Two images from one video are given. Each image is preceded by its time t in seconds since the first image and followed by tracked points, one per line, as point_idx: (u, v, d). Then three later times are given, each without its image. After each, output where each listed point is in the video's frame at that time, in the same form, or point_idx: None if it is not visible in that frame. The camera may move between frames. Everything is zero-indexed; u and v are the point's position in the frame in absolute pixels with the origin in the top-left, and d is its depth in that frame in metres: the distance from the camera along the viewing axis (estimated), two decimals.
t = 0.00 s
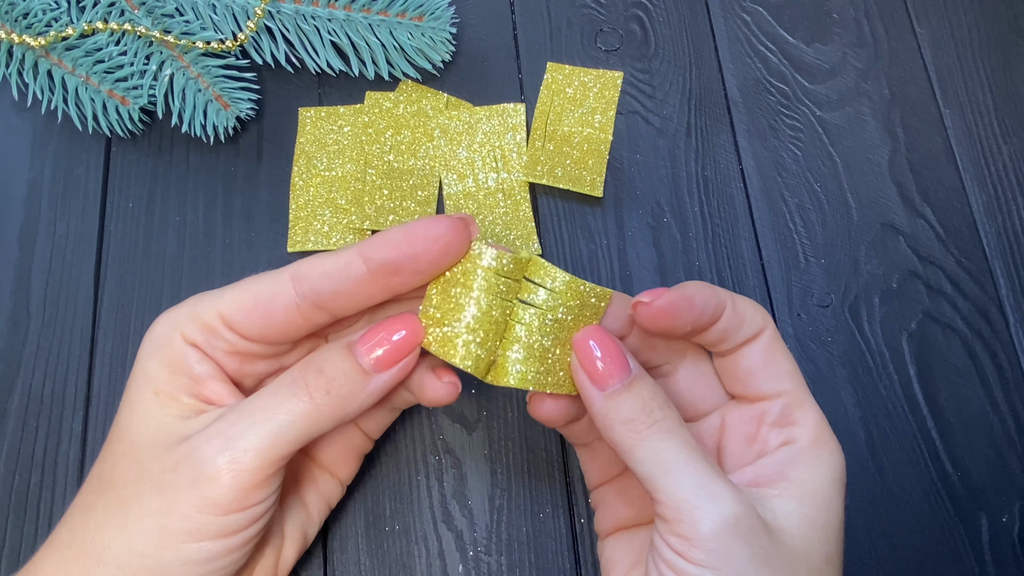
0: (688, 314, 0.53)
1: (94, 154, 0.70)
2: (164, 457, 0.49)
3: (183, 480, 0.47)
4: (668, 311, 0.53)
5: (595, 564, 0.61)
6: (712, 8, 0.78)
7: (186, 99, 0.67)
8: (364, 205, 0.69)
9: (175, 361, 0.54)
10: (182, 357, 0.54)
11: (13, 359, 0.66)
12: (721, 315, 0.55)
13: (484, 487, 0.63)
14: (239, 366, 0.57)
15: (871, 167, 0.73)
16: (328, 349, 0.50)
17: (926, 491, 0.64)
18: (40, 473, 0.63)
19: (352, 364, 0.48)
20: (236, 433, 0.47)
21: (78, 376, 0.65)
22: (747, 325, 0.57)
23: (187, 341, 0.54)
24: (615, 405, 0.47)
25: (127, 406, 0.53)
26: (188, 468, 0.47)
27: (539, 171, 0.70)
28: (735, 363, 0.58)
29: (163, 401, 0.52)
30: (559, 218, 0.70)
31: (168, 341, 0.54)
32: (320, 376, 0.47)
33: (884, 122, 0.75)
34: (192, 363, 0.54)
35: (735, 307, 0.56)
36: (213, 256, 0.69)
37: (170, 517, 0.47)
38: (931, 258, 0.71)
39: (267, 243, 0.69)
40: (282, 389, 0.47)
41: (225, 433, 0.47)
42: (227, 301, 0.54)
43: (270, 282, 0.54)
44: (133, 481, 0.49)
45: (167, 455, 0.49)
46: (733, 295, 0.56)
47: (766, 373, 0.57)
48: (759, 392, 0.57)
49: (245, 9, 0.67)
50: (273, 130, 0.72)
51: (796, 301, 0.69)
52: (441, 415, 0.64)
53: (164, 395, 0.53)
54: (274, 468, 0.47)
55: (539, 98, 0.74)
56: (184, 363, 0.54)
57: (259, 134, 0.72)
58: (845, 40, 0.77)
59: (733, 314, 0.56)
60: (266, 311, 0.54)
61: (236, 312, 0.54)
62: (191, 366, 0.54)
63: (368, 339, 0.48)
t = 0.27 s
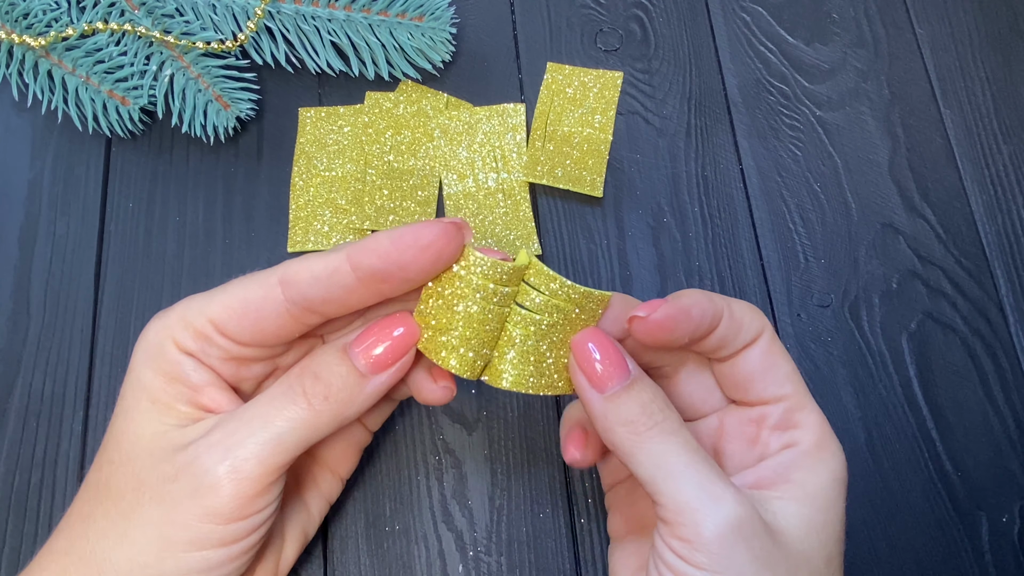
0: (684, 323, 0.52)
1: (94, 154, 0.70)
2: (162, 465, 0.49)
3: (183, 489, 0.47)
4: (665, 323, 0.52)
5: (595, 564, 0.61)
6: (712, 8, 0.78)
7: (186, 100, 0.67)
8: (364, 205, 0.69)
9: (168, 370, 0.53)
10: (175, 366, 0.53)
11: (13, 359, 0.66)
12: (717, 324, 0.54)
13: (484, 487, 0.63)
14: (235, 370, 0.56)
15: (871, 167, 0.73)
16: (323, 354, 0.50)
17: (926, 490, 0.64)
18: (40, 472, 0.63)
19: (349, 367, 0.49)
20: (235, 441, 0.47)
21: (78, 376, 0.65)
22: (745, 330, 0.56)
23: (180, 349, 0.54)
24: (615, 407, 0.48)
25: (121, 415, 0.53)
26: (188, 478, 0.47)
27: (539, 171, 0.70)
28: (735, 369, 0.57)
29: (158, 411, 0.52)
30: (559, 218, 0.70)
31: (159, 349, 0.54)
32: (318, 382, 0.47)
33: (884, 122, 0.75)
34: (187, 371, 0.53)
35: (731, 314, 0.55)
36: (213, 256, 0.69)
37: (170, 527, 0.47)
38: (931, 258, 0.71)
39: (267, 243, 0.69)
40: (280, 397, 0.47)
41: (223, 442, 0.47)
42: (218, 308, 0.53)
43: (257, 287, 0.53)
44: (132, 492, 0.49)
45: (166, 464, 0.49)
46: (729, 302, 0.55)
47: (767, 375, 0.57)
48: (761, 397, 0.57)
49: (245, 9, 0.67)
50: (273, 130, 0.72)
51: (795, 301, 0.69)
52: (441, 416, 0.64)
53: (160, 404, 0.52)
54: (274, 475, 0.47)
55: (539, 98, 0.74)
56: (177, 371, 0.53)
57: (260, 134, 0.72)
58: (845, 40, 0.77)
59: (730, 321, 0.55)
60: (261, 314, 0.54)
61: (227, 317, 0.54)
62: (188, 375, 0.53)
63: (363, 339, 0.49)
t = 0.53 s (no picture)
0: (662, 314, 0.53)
1: (94, 155, 0.70)
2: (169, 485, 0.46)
3: (205, 509, 0.47)
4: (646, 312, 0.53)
5: (595, 564, 0.61)
6: (712, 8, 0.78)
7: (186, 100, 0.67)
8: (364, 205, 0.69)
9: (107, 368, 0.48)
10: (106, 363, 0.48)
11: (13, 358, 0.66)
12: (703, 317, 0.57)
13: (484, 487, 0.63)
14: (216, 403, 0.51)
15: (871, 167, 0.73)
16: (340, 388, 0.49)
17: (926, 490, 0.64)
18: (40, 473, 0.63)
19: (375, 396, 0.49)
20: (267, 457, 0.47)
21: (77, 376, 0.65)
22: (732, 323, 0.58)
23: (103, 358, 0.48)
24: (646, 398, 0.45)
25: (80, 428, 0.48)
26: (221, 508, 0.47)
27: (539, 171, 0.70)
28: (724, 362, 0.59)
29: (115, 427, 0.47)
30: (559, 217, 0.70)
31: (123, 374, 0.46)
32: (345, 410, 0.48)
33: (884, 122, 0.75)
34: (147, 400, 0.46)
35: (717, 307, 0.57)
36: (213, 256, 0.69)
37: (192, 540, 0.46)
38: (931, 258, 0.71)
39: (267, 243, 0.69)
40: (317, 438, 0.48)
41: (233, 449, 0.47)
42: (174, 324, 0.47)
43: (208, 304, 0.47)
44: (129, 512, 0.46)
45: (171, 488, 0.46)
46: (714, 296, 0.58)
47: (758, 372, 0.57)
48: (750, 388, 0.57)
49: (245, 9, 0.67)
50: (273, 130, 0.72)
51: (796, 301, 0.69)
52: (441, 416, 0.64)
53: (139, 442, 0.46)
54: (315, 504, 0.48)
55: (539, 98, 0.74)
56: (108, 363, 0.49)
57: (259, 134, 0.72)
58: (845, 40, 0.77)
59: (716, 314, 0.57)
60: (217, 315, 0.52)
61: (197, 354, 0.47)
62: (186, 443, 0.47)
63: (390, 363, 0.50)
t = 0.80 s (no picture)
0: (661, 302, 0.56)
1: (94, 155, 0.70)
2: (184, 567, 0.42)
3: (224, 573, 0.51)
4: (640, 299, 0.56)
5: (595, 564, 0.61)
6: (712, 8, 0.78)
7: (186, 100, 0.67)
8: (364, 205, 0.69)
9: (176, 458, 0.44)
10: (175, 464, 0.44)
11: (13, 358, 0.66)
12: (705, 309, 0.58)
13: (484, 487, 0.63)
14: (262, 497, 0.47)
15: (871, 167, 0.73)
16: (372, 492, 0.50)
17: (926, 490, 0.64)
18: (40, 473, 0.63)
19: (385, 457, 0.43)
20: None
21: (77, 376, 0.65)
22: (736, 318, 0.58)
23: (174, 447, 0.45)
24: (584, 415, 0.47)
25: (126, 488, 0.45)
26: None
27: (539, 171, 0.70)
28: (730, 357, 0.59)
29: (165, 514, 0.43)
30: (559, 217, 0.70)
31: (295, 515, 0.42)
32: (357, 478, 0.42)
33: (884, 122, 0.75)
34: (231, 551, 0.42)
35: (721, 301, 0.58)
36: (213, 256, 0.69)
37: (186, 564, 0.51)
38: (931, 258, 0.71)
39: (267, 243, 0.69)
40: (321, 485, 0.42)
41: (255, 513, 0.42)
42: (266, 481, 0.42)
43: (317, 467, 0.42)
44: None
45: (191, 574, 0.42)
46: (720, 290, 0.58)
47: (762, 369, 0.57)
48: (754, 384, 0.57)
49: (245, 9, 0.67)
50: (273, 129, 0.72)
51: (796, 301, 0.69)
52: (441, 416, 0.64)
53: None
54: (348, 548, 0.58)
55: (539, 98, 0.74)
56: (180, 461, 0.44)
57: (259, 134, 0.72)
58: (845, 39, 0.77)
59: (719, 308, 0.58)
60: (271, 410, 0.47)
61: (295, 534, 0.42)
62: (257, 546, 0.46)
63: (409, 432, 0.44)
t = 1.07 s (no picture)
0: (664, 274, 0.57)
1: (94, 155, 0.70)
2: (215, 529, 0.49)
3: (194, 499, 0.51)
4: (641, 271, 0.57)
5: (595, 563, 0.61)
6: (712, 8, 0.78)
7: (186, 99, 0.67)
8: (364, 205, 0.69)
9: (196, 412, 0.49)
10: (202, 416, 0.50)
11: (13, 359, 0.66)
12: (706, 297, 0.58)
13: (484, 487, 0.63)
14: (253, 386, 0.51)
15: (871, 167, 0.73)
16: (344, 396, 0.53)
17: (926, 490, 0.64)
18: (40, 473, 0.63)
19: (390, 407, 0.52)
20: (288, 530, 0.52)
21: (78, 376, 0.65)
22: (738, 309, 0.59)
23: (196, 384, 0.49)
24: (590, 420, 0.45)
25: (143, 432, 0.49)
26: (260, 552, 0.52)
27: (539, 171, 0.70)
28: (731, 350, 0.60)
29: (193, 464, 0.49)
30: (559, 217, 0.70)
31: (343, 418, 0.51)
32: (368, 435, 0.52)
33: (884, 122, 0.75)
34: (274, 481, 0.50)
35: (724, 291, 0.58)
36: (213, 256, 0.69)
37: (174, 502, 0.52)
38: (931, 258, 0.71)
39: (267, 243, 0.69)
40: (332, 447, 0.51)
41: (280, 486, 0.50)
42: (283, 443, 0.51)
43: (331, 429, 0.51)
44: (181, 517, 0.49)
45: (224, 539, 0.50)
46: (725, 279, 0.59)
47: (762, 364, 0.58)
48: (756, 381, 0.58)
49: (245, 9, 0.67)
50: (273, 129, 0.72)
51: (796, 301, 0.69)
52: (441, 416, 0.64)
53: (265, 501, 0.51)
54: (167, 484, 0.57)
55: (539, 98, 0.74)
56: (205, 424, 0.50)
57: (259, 134, 0.72)
58: (845, 39, 0.77)
59: (722, 296, 0.58)
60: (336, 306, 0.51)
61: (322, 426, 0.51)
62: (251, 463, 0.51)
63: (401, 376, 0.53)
